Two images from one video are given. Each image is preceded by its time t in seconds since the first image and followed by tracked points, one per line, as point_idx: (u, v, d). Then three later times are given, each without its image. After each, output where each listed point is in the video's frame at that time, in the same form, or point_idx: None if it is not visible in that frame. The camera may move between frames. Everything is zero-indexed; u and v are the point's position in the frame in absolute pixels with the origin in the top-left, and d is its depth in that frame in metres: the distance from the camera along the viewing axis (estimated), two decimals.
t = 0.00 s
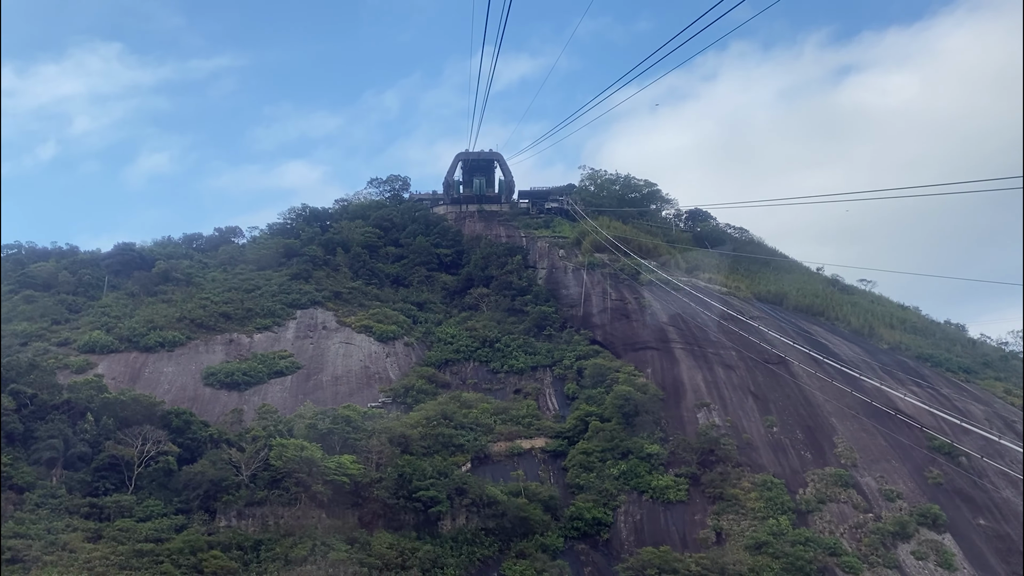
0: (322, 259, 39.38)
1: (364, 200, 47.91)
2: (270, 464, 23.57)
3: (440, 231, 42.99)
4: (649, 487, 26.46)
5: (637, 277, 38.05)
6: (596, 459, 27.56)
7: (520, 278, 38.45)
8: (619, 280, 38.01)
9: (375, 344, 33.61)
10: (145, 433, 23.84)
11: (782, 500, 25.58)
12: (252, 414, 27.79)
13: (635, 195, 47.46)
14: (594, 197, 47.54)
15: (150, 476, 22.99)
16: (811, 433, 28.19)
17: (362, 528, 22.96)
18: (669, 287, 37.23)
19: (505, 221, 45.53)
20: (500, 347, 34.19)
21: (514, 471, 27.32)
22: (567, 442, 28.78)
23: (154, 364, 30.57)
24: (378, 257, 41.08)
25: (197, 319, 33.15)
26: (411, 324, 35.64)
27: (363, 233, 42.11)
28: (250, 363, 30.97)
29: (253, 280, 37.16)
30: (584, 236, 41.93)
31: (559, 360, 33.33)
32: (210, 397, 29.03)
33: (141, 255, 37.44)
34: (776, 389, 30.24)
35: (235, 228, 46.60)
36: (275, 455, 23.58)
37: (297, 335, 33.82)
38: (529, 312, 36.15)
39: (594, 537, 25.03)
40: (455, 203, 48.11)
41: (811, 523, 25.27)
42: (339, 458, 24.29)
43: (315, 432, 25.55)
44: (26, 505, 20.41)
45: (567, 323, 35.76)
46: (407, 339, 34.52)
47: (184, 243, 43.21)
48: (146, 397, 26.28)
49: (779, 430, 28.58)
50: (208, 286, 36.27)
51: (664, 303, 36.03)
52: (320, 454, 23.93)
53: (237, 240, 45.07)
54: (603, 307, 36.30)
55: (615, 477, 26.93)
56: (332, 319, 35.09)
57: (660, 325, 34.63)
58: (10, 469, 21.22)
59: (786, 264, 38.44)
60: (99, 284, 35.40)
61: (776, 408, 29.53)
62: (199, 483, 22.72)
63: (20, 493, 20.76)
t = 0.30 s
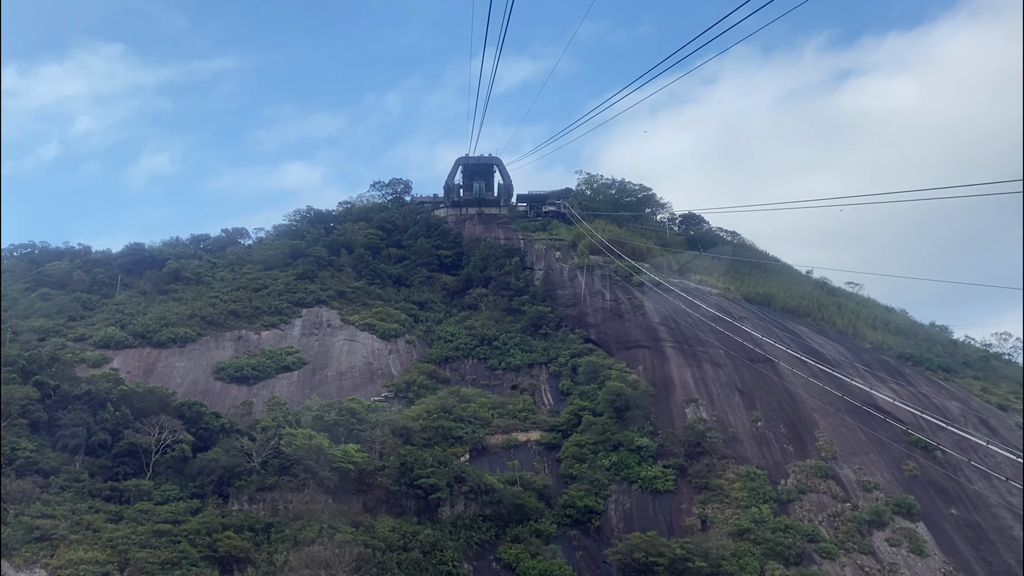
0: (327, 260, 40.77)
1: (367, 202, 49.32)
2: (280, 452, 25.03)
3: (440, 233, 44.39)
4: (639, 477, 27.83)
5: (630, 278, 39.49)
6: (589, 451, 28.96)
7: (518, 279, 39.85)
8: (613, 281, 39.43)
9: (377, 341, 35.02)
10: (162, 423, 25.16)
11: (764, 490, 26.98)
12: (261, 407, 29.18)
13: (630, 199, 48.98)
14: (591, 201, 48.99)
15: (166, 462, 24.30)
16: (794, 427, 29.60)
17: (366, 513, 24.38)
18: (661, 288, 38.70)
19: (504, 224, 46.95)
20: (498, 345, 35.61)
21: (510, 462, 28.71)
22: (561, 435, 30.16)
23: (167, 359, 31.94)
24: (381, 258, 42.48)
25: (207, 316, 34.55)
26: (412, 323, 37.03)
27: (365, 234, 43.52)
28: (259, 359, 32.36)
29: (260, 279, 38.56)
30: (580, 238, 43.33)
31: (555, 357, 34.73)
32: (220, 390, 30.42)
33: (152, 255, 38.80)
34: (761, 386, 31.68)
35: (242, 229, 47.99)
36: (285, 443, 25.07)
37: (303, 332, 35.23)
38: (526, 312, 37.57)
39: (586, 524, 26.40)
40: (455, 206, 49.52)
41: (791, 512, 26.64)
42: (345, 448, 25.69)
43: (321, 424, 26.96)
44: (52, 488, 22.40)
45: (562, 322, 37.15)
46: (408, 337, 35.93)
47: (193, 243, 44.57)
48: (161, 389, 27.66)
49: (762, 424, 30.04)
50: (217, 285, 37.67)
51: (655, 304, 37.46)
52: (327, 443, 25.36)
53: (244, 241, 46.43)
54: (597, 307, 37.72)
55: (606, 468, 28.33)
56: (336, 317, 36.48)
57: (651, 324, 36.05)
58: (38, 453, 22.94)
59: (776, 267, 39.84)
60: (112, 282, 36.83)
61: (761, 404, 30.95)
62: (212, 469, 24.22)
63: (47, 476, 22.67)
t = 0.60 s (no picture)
0: (330, 256, 42.21)
1: (369, 201, 50.74)
2: (286, 436, 26.64)
3: (440, 231, 45.83)
4: (626, 466, 29.26)
5: (623, 277, 41.03)
6: (579, 440, 30.39)
7: (515, 276, 41.31)
8: (606, 279, 40.98)
9: (378, 334, 36.45)
10: (174, 408, 26.47)
11: (744, 478, 28.45)
12: (268, 394, 30.62)
13: (625, 201, 50.58)
14: (586, 201, 50.40)
15: (178, 446, 25.74)
16: (774, 420, 31.48)
17: (367, 494, 25.76)
18: (651, 287, 40.35)
19: (501, 223, 48.38)
20: (494, 339, 37.03)
21: (504, 449, 30.12)
22: (553, 425, 31.58)
23: (177, 349, 33.34)
24: (382, 254, 43.89)
25: (215, 309, 35.96)
26: (412, 317, 38.45)
27: (367, 231, 44.94)
28: (265, 350, 33.78)
29: (265, 274, 40.00)
30: (575, 237, 44.77)
31: (548, 351, 36.15)
32: (228, 378, 31.84)
33: (161, 249, 40.17)
34: (745, 382, 33.35)
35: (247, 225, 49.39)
36: (291, 428, 26.70)
37: (307, 325, 36.66)
38: (521, 308, 39.00)
39: (576, 509, 27.80)
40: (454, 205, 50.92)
41: (770, 499, 28.06)
42: (348, 433, 27.12)
43: (325, 411, 28.40)
44: (72, 467, 23.89)
45: (556, 318, 38.55)
46: (408, 331, 37.34)
47: (200, 238, 45.97)
48: (173, 377, 29.10)
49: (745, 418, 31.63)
50: (224, 279, 39.08)
51: (646, 302, 39.06)
52: (331, 428, 26.84)
53: (249, 237, 47.84)
54: (590, 304, 39.18)
55: (595, 456, 29.75)
56: (338, 311, 37.90)
57: (641, 320, 37.57)
58: (59, 435, 24.58)
59: (763, 271, 42.18)
60: (123, 276, 38.20)
61: (744, 398, 32.52)
62: (222, 451, 25.51)
63: (67, 456, 24.23)
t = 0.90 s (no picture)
0: (333, 251, 43.62)
1: (370, 197, 52.09)
2: (294, 421, 28.04)
3: (439, 227, 47.20)
4: (616, 452, 30.69)
5: (616, 273, 42.49)
6: (571, 428, 31.81)
7: (511, 272, 42.72)
8: (600, 275, 42.42)
9: (379, 327, 37.85)
10: (188, 394, 28.05)
11: (728, 464, 29.90)
12: (275, 383, 32.03)
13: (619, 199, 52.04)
14: (582, 199, 51.84)
15: (190, 430, 27.15)
16: (759, 410, 32.91)
17: (369, 476, 27.17)
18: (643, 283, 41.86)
19: (499, 220, 49.76)
20: (491, 332, 38.43)
21: (500, 436, 31.56)
22: (547, 413, 33.00)
23: (186, 340, 34.70)
24: (384, 249, 45.26)
25: (222, 301, 37.33)
26: (412, 310, 39.84)
27: (369, 227, 46.28)
28: (271, 341, 35.15)
29: (270, 268, 41.38)
30: (570, 235, 46.19)
31: (544, 343, 37.56)
32: (236, 367, 33.23)
33: (170, 244, 41.49)
34: (731, 373, 34.82)
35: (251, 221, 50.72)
36: (298, 413, 28.10)
37: (311, 317, 38.06)
38: (517, 302, 40.41)
39: (568, 493, 29.21)
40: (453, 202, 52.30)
41: (752, 484, 29.53)
42: (351, 419, 28.55)
43: (330, 398, 29.82)
44: (90, 448, 25.26)
45: (551, 312, 39.97)
46: (408, 323, 38.72)
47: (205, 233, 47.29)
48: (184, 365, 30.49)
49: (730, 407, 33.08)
50: (230, 273, 40.43)
51: (637, 297, 40.53)
52: (336, 415, 28.30)
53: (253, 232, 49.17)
54: (584, 298, 40.61)
55: (587, 443, 31.17)
56: (341, 304, 39.28)
57: (633, 315, 39.06)
58: (78, 419, 25.94)
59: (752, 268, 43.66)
60: (133, 269, 39.50)
61: (730, 389, 34.00)
62: (233, 435, 27.09)
63: (86, 438, 25.63)
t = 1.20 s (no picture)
0: (337, 251, 45.03)
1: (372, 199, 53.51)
2: (303, 413, 29.46)
3: (439, 227, 48.62)
4: (610, 442, 32.13)
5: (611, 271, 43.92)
6: (567, 419, 33.24)
7: (510, 270, 44.16)
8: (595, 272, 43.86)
9: (382, 323, 39.27)
10: (202, 388, 29.52)
11: (716, 453, 31.35)
12: (284, 377, 33.46)
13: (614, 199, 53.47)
14: (578, 199, 53.28)
15: (205, 421, 28.60)
16: (747, 402, 34.37)
17: (375, 464, 28.59)
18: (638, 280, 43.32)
19: (498, 219, 51.18)
20: (490, 328, 39.85)
21: (499, 427, 33.00)
22: (543, 406, 34.45)
23: (197, 337, 36.12)
24: (386, 248, 46.69)
25: (231, 300, 38.75)
26: (413, 308, 41.26)
27: (372, 227, 47.72)
28: (278, 337, 36.57)
29: (276, 268, 42.80)
30: (567, 234, 47.61)
31: (541, 339, 38.99)
32: (246, 363, 34.65)
33: (179, 244, 42.88)
34: (721, 366, 36.23)
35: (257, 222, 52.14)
36: (308, 404, 29.55)
37: (317, 314, 39.48)
38: (515, 300, 41.86)
39: (564, 480, 30.65)
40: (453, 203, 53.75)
41: (740, 471, 30.95)
42: (357, 410, 29.99)
43: (337, 391, 31.27)
44: (111, 437, 26.67)
45: (548, 308, 41.39)
46: (410, 320, 40.14)
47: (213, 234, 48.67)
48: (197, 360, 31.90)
49: (720, 399, 34.51)
50: (238, 272, 41.86)
51: (631, 294, 41.99)
52: (342, 406, 29.75)
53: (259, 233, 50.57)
54: (579, 295, 42.04)
55: (582, 433, 32.59)
56: (345, 302, 40.71)
57: (627, 311, 40.51)
58: (99, 410, 27.34)
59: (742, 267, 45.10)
60: (144, 269, 40.88)
61: (720, 381, 35.47)
62: (245, 426, 28.54)
63: (106, 428, 27.03)
